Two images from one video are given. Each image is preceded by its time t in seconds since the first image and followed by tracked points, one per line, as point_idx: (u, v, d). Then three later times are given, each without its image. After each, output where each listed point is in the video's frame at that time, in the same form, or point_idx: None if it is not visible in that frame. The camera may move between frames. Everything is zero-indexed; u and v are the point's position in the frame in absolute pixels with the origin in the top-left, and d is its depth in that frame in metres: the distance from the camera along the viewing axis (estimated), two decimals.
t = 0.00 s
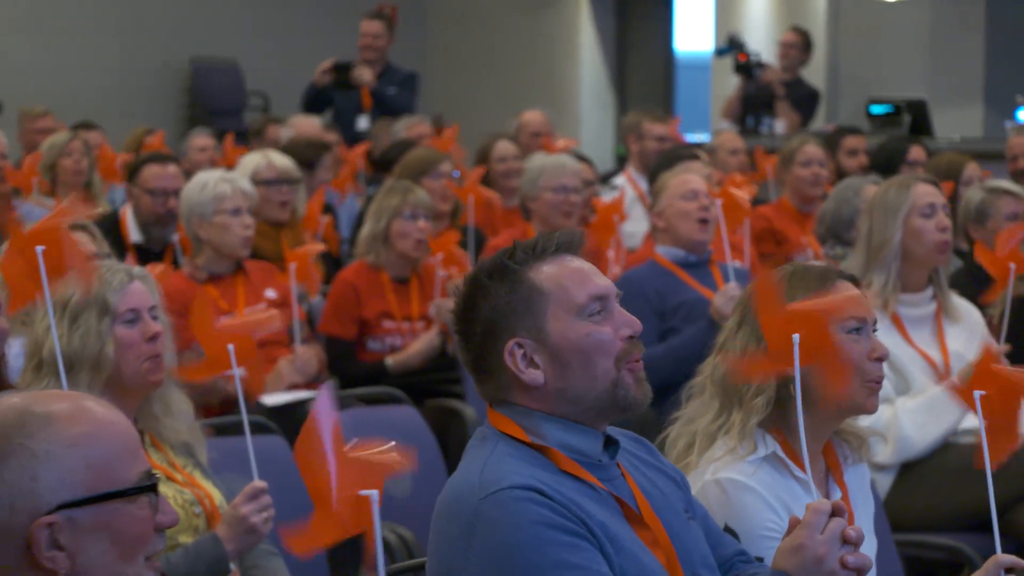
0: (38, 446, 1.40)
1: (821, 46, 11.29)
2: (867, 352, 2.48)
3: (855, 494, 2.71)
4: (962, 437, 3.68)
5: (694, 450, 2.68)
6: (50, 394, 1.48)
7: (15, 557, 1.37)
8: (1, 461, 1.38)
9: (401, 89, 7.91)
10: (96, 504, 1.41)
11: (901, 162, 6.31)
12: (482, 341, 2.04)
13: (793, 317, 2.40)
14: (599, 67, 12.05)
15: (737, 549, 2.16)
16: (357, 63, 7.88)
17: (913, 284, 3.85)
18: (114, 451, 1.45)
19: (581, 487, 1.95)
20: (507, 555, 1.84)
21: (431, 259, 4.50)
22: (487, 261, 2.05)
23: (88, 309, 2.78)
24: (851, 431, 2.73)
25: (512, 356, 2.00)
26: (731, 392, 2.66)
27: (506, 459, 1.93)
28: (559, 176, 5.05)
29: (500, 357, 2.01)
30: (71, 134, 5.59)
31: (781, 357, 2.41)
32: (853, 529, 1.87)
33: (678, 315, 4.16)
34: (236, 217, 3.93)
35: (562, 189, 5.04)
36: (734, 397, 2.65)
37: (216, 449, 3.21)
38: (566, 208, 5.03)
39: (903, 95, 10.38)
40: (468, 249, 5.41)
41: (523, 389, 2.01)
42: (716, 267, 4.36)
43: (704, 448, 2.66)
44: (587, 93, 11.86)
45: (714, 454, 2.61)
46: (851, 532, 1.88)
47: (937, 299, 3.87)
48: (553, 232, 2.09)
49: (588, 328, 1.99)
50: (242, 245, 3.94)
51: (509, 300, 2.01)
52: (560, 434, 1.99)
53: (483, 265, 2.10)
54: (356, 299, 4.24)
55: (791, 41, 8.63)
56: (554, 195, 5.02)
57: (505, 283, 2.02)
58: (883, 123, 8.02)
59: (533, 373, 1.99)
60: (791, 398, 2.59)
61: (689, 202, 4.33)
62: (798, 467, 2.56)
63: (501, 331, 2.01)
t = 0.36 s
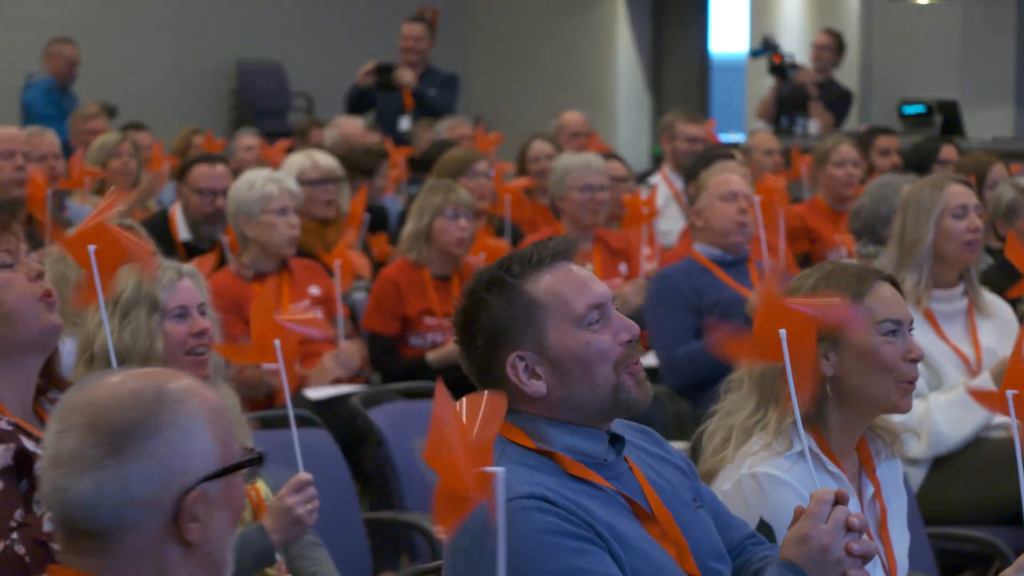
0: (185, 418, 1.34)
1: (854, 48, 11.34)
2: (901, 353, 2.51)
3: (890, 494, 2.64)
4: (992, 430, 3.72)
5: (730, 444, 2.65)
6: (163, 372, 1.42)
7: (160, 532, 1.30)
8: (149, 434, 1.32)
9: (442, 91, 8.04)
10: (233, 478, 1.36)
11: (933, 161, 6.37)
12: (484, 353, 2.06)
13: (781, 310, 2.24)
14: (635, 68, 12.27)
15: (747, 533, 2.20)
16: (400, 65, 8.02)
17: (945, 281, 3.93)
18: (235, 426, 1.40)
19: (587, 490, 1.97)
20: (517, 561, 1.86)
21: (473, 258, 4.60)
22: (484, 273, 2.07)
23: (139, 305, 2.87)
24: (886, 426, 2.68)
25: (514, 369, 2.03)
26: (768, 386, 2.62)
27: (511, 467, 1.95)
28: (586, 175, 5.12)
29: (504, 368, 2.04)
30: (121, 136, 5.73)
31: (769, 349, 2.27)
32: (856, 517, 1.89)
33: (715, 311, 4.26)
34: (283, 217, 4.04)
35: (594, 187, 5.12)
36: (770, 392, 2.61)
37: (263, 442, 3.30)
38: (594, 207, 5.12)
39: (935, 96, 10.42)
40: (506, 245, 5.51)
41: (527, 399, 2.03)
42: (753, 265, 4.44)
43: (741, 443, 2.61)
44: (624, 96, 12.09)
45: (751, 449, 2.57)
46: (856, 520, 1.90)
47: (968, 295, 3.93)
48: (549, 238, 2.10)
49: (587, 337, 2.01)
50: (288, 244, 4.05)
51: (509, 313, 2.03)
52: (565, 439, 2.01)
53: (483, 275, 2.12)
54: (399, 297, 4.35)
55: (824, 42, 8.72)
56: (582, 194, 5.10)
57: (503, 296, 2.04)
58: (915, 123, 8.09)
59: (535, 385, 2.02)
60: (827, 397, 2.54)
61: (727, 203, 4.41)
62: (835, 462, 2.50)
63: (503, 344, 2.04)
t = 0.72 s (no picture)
0: (343, 381, 1.53)
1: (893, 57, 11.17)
2: (934, 348, 2.55)
3: (931, 483, 2.71)
4: None
5: (770, 439, 2.71)
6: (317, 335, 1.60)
7: (323, 483, 1.50)
8: (314, 395, 1.51)
9: (488, 94, 8.16)
10: (386, 434, 1.55)
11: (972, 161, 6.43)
12: (499, 362, 2.10)
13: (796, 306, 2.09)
14: (676, 66, 12.31)
15: (772, 517, 2.30)
16: (446, 68, 8.15)
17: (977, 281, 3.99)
18: (387, 387, 1.59)
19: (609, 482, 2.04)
20: (537, 555, 1.89)
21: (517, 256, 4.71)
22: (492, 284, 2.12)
23: (193, 303, 2.98)
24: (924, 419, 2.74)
25: (530, 375, 2.06)
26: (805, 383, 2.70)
27: (533, 463, 2.01)
28: (623, 175, 5.20)
29: (520, 376, 2.07)
30: (176, 138, 5.86)
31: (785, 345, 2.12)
32: (875, 505, 1.90)
33: (755, 312, 4.32)
34: (330, 217, 4.14)
35: (633, 187, 5.21)
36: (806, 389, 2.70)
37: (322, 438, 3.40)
38: (633, 207, 5.21)
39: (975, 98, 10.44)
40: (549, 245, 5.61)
41: (545, 402, 2.08)
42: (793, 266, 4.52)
43: (780, 438, 2.69)
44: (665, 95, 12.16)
45: (790, 443, 2.64)
46: (876, 509, 1.91)
47: (1001, 291, 4.00)
48: (552, 243, 2.14)
49: (598, 338, 2.04)
50: (334, 243, 4.14)
51: (519, 322, 2.07)
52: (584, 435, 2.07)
53: (491, 284, 2.16)
54: (445, 295, 4.48)
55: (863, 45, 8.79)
56: (621, 195, 5.19)
57: (513, 305, 2.08)
58: (953, 125, 8.16)
59: (552, 389, 2.06)
60: (864, 392, 2.61)
61: (768, 204, 4.49)
62: (872, 452, 2.58)
63: (517, 352, 2.07)
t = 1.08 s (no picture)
0: (383, 355, 1.67)
1: (927, 59, 11.04)
2: (972, 344, 2.65)
3: (969, 480, 2.78)
4: None
5: (809, 436, 2.78)
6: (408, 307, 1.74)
7: (388, 456, 1.67)
8: (360, 375, 1.67)
9: (529, 96, 8.26)
10: (448, 403, 1.67)
11: (1009, 161, 6.48)
12: (559, 352, 2.22)
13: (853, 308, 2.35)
14: (715, 67, 12.41)
15: (819, 518, 2.40)
16: (488, 71, 8.26)
17: (1009, 280, 4.06)
18: (465, 352, 1.70)
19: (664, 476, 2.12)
20: (595, 544, 2.00)
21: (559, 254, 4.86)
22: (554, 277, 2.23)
23: (245, 301, 3.07)
24: (962, 418, 2.82)
25: (588, 367, 2.17)
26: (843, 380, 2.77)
27: (590, 455, 2.11)
28: (664, 175, 5.29)
29: (578, 366, 2.19)
30: (225, 140, 5.98)
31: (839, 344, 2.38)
32: (921, 506, 2.05)
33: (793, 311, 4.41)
34: (376, 216, 4.24)
35: (675, 186, 5.29)
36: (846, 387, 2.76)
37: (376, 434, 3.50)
38: (677, 205, 5.30)
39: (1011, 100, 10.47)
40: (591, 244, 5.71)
41: (602, 394, 2.19)
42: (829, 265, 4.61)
43: (819, 434, 2.76)
44: (702, 97, 12.25)
45: (827, 440, 2.71)
46: (922, 509, 2.06)
47: None
48: (613, 240, 2.25)
49: (658, 334, 2.15)
50: (381, 243, 4.25)
51: (581, 316, 2.19)
52: (641, 430, 2.17)
53: (551, 278, 2.27)
54: (489, 291, 4.62)
55: (898, 47, 8.84)
56: (663, 193, 5.28)
57: (575, 299, 2.20)
58: (988, 126, 8.20)
59: (609, 381, 2.16)
60: (903, 389, 2.68)
61: (804, 203, 4.55)
62: (909, 451, 2.64)
63: (577, 343, 2.19)
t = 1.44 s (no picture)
0: (463, 369, 1.73)
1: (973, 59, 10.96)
2: None
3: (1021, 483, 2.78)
4: None
5: (861, 434, 2.80)
6: (494, 316, 1.80)
7: (464, 467, 1.73)
8: (440, 386, 1.73)
9: (580, 99, 8.35)
10: (524, 419, 1.73)
11: None
12: (643, 342, 2.40)
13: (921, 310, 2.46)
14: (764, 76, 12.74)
15: (889, 523, 2.49)
16: (540, 76, 8.38)
17: None
18: (544, 367, 1.75)
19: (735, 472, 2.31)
20: (667, 532, 2.21)
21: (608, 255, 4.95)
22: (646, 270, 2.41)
23: (303, 299, 3.17)
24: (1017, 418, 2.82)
25: (671, 359, 2.35)
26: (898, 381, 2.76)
27: (665, 448, 2.29)
28: (716, 173, 5.38)
29: (661, 357, 2.37)
30: (283, 141, 6.10)
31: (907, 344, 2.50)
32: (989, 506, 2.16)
33: (840, 310, 4.48)
34: (432, 217, 4.36)
35: (725, 187, 5.39)
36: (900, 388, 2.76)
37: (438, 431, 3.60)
38: (729, 206, 5.39)
39: None
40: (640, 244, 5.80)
41: (681, 386, 2.36)
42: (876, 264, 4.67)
43: (871, 433, 2.78)
44: (751, 100, 12.56)
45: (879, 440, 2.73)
46: (990, 508, 2.17)
47: None
48: (704, 239, 2.44)
49: (741, 331, 2.33)
50: (436, 242, 4.36)
51: (668, 309, 2.37)
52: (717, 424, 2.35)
53: (640, 270, 2.45)
54: (540, 290, 4.74)
55: (944, 51, 8.87)
56: (716, 191, 5.36)
57: (663, 292, 2.38)
58: None
59: (689, 374, 2.34)
60: (956, 393, 2.68)
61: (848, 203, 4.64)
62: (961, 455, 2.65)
63: (662, 335, 2.37)
